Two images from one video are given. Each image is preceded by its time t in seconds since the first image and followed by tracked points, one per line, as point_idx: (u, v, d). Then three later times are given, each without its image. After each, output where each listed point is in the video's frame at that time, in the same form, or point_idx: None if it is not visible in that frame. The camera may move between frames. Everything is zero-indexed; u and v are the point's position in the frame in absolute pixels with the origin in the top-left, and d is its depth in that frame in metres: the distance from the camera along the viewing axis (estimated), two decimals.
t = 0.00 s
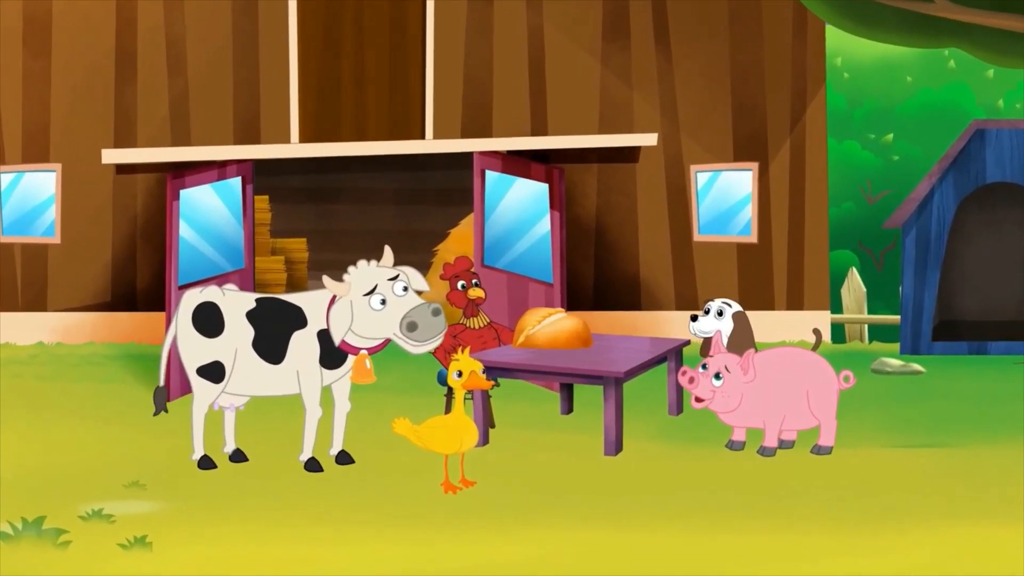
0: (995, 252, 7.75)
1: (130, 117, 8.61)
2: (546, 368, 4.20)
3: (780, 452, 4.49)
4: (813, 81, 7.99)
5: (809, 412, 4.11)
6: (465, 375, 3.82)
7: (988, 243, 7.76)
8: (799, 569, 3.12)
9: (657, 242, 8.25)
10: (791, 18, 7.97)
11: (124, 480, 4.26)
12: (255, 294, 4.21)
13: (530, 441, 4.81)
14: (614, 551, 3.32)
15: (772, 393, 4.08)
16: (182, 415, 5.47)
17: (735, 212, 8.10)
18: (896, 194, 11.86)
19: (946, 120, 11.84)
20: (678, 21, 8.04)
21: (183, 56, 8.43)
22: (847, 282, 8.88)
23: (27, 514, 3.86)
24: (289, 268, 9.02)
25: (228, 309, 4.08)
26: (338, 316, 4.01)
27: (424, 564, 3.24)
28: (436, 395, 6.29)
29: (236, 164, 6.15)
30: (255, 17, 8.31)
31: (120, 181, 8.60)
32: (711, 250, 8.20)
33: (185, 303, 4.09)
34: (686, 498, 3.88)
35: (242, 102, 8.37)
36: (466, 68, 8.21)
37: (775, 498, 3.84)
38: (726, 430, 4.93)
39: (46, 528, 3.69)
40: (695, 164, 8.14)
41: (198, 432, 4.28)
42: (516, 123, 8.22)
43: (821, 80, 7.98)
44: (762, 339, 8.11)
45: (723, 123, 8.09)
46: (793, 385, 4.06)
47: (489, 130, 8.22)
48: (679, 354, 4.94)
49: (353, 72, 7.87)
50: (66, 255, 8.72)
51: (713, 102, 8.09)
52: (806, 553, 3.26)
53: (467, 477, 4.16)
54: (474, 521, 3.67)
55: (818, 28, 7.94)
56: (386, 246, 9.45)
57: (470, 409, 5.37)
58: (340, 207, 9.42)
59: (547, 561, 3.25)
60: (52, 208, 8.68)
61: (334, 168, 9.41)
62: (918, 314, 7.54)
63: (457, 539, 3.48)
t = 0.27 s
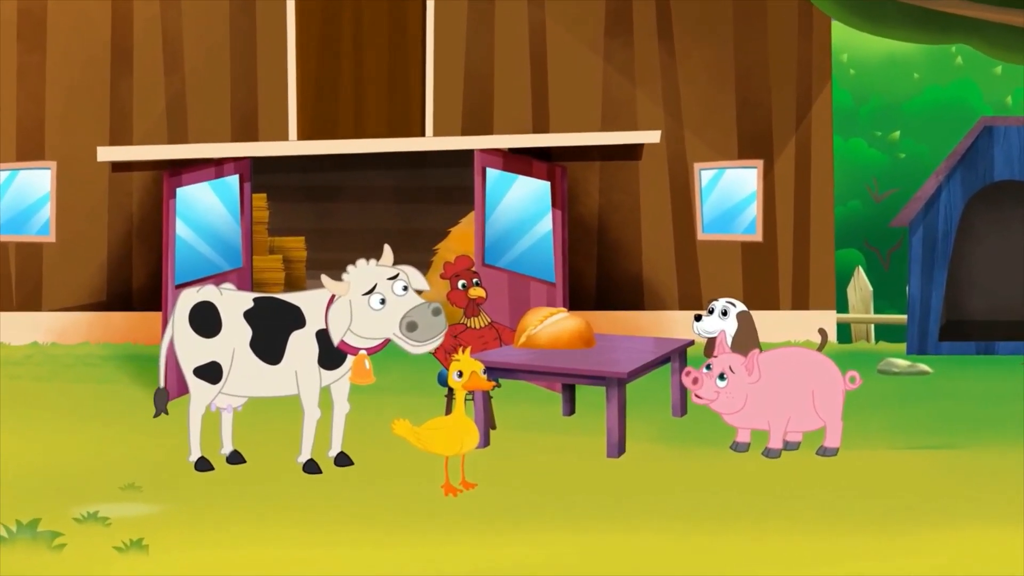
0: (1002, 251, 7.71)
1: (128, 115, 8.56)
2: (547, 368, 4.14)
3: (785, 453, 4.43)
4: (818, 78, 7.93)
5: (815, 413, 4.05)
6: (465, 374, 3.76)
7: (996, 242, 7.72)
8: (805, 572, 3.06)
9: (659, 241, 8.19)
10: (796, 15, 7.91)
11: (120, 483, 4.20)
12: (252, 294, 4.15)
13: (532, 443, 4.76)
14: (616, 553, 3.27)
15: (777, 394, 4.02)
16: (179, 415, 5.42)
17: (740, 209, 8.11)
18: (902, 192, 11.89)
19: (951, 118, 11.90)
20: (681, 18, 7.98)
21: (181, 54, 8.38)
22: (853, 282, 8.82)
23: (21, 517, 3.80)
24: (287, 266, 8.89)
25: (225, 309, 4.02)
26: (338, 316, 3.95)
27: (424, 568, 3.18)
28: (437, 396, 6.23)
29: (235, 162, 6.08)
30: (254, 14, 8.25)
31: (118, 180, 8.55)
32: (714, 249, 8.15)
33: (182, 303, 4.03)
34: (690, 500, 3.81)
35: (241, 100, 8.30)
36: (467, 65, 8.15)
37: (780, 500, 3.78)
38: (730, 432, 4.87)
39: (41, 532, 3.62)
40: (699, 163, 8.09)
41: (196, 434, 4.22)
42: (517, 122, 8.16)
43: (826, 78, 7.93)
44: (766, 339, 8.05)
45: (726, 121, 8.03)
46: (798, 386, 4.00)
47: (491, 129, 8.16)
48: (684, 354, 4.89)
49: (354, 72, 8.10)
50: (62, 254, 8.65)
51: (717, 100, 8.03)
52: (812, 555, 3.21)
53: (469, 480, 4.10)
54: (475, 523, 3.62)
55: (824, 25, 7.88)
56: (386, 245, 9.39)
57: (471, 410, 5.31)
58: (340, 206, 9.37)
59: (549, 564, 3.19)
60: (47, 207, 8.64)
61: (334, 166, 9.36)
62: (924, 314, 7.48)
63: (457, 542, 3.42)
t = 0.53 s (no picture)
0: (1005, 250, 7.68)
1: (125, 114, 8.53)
2: (548, 369, 4.11)
3: (788, 454, 4.40)
4: (821, 76, 7.90)
5: (818, 414, 4.03)
6: (465, 375, 3.73)
7: (999, 242, 7.70)
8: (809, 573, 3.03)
9: (660, 240, 8.16)
10: (799, 13, 7.88)
11: (119, 484, 4.18)
12: (251, 294, 4.13)
13: (533, 444, 4.73)
14: (617, 554, 3.25)
15: (779, 395, 3.99)
16: (178, 416, 5.39)
17: (742, 209, 8.07)
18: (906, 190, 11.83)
19: (954, 117, 11.90)
20: (683, 17, 7.96)
21: (179, 52, 8.35)
22: (856, 281, 8.80)
23: (19, 519, 3.77)
24: (286, 266, 8.89)
25: (224, 309, 3.99)
26: (337, 316, 3.92)
27: (424, 570, 3.16)
28: (438, 396, 6.20)
29: (233, 161, 6.05)
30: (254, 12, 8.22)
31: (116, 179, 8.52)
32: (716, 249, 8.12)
33: (180, 303, 4.00)
34: (692, 501, 3.79)
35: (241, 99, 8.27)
36: (467, 63, 8.12)
37: (783, 501, 3.76)
38: (733, 432, 4.84)
39: (39, 533, 3.59)
40: (701, 163, 8.06)
41: (194, 434, 4.19)
42: (517, 120, 8.13)
43: (830, 75, 7.89)
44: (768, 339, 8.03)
45: (728, 120, 8.01)
46: (800, 386, 3.97)
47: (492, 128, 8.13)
48: (686, 355, 4.86)
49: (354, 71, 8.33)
50: (60, 254, 8.62)
51: (719, 98, 8.00)
52: (814, 556, 3.19)
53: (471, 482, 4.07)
54: (475, 524, 3.59)
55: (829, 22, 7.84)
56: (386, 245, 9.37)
57: (472, 411, 5.29)
58: (341, 205, 9.34)
59: (550, 565, 3.17)
60: (44, 205, 8.60)
61: (335, 165, 9.33)
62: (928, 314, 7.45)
63: (457, 543, 3.40)
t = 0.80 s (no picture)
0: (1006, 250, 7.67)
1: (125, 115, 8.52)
2: (548, 369, 4.10)
3: (788, 454, 4.39)
4: (822, 76, 7.89)
5: (818, 414, 4.02)
6: (466, 375, 3.72)
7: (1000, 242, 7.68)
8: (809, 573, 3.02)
9: (660, 240, 8.16)
10: (800, 13, 7.87)
11: (118, 484, 4.17)
12: (250, 294, 4.12)
13: (533, 444, 4.72)
14: (617, 554, 3.24)
15: (780, 395, 3.98)
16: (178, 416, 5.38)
17: (742, 208, 8.06)
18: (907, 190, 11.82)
19: (954, 117, 11.90)
20: (684, 16, 7.95)
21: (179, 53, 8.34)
22: (857, 281, 8.79)
23: (18, 519, 3.76)
24: (286, 266, 8.88)
25: (223, 309, 3.99)
26: (337, 316, 3.91)
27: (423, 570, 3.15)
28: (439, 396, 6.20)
29: (233, 160, 6.04)
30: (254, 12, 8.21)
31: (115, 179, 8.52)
32: (716, 249, 8.11)
33: (180, 302, 3.99)
34: (693, 501, 3.78)
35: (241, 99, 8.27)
36: (467, 63, 8.11)
37: (783, 501, 3.75)
38: (734, 433, 4.83)
39: (38, 533, 3.58)
40: (701, 163, 8.05)
41: (194, 435, 4.19)
42: (518, 120, 8.12)
43: (831, 75, 7.88)
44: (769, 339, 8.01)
45: (729, 120, 8.00)
46: (801, 386, 3.97)
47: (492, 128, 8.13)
48: (686, 355, 4.85)
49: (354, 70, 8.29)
50: (60, 254, 8.62)
51: (719, 98, 7.99)
52: (815, 556, 3.18)
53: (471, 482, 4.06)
54: (475, 524, 3.58)
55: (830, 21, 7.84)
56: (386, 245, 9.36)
57: (473, 411, 5.28)
58: (341, 205, 9.33)
59: (549, 565, 3.16)
60: (44, 205, 8.59)
61: (335, 166, 9.33)
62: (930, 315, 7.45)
63: (457, 543, 3.39)
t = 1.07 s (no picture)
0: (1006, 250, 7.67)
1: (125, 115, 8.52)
2: (547, 369, 4.10)
3: (788, 454, 4.39)
4: (822, 76, 7.89)
5: (818, 414, 4.02)
6: (466, 375, 3.72)
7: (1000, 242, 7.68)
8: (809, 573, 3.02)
9: (660, 240, 8.16)
10: (800, 13, 7.88)
11: (118, 484, 4.16)
12: (250, 294, 4.12)
13: (533, 444, 4.72)
14: (617, 554, 3.24)
15: (779, 395, 3.98)
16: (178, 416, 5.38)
17: (742, 209, 8.06)
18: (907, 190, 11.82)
19: (954, 117, 11.90)
20: (684, 17, 7.95)
21: (179, 53, 8.34)
22: (857, 281, 8.79)
23: (18, 519, 3.76)
24: (286, 266, 8.88)
25: (223, 309, 3.99)
26: (337, 316, 3.91)
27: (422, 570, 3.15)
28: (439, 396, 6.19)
29: (233, 160, 6.04)
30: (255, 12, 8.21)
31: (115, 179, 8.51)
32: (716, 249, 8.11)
33: (180, 303, 3.99)
34: (693, 501, 3.78)
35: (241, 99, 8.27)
36: (467, 63, 8.11)
37: (783, 501, 3.75)
38: (734, 433, 4.83)
39: (38, 533, 3.58)
40: (700, 163, 8.05)
41: (194, 436, 4.19)
42: (518, 120, 8.12)
43: (831, 75, 7.88)
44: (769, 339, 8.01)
45: (729, 120, 8.00)
46: (801, 386, 3.97)
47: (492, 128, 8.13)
48: (686, 355, 4.85)
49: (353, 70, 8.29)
50: (60, 254, 8.61)
51: (719, 98, 7.99)
52: (815, 556, 3.18)
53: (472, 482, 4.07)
54: (475, 524, 3.58)
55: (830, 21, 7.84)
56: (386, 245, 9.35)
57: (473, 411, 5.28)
58: (341, 205, 9.33)
59: (549, 565, 3.15)
60: (44, 205, 8.59)
61: (335, 166, 9.32)
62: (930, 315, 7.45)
63: (457, 543, 3.38)
